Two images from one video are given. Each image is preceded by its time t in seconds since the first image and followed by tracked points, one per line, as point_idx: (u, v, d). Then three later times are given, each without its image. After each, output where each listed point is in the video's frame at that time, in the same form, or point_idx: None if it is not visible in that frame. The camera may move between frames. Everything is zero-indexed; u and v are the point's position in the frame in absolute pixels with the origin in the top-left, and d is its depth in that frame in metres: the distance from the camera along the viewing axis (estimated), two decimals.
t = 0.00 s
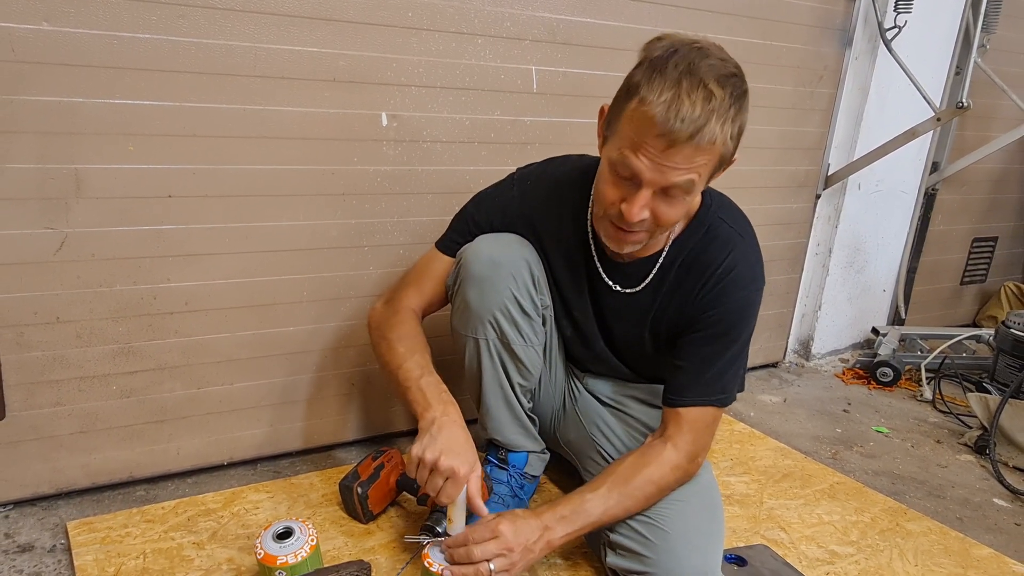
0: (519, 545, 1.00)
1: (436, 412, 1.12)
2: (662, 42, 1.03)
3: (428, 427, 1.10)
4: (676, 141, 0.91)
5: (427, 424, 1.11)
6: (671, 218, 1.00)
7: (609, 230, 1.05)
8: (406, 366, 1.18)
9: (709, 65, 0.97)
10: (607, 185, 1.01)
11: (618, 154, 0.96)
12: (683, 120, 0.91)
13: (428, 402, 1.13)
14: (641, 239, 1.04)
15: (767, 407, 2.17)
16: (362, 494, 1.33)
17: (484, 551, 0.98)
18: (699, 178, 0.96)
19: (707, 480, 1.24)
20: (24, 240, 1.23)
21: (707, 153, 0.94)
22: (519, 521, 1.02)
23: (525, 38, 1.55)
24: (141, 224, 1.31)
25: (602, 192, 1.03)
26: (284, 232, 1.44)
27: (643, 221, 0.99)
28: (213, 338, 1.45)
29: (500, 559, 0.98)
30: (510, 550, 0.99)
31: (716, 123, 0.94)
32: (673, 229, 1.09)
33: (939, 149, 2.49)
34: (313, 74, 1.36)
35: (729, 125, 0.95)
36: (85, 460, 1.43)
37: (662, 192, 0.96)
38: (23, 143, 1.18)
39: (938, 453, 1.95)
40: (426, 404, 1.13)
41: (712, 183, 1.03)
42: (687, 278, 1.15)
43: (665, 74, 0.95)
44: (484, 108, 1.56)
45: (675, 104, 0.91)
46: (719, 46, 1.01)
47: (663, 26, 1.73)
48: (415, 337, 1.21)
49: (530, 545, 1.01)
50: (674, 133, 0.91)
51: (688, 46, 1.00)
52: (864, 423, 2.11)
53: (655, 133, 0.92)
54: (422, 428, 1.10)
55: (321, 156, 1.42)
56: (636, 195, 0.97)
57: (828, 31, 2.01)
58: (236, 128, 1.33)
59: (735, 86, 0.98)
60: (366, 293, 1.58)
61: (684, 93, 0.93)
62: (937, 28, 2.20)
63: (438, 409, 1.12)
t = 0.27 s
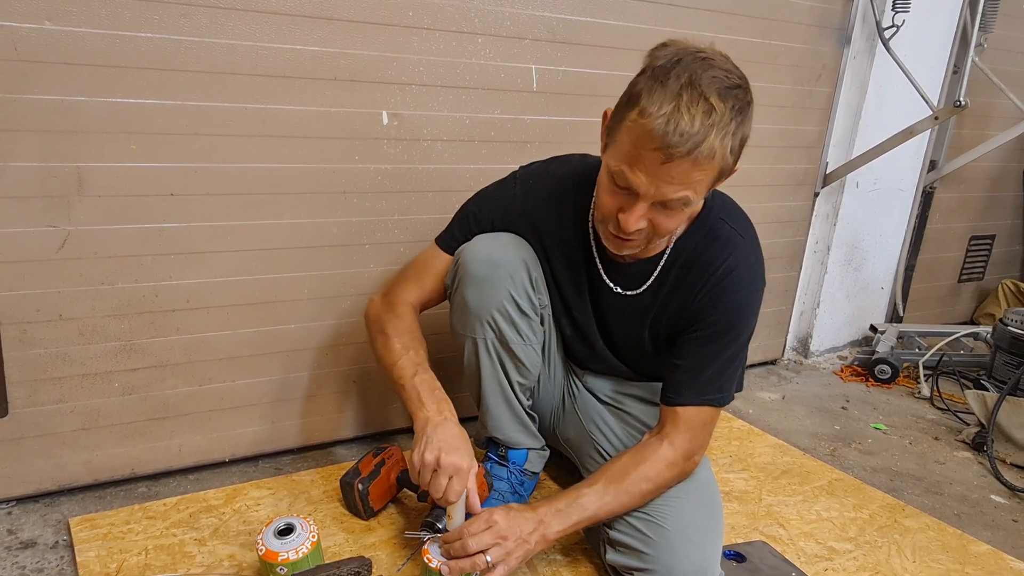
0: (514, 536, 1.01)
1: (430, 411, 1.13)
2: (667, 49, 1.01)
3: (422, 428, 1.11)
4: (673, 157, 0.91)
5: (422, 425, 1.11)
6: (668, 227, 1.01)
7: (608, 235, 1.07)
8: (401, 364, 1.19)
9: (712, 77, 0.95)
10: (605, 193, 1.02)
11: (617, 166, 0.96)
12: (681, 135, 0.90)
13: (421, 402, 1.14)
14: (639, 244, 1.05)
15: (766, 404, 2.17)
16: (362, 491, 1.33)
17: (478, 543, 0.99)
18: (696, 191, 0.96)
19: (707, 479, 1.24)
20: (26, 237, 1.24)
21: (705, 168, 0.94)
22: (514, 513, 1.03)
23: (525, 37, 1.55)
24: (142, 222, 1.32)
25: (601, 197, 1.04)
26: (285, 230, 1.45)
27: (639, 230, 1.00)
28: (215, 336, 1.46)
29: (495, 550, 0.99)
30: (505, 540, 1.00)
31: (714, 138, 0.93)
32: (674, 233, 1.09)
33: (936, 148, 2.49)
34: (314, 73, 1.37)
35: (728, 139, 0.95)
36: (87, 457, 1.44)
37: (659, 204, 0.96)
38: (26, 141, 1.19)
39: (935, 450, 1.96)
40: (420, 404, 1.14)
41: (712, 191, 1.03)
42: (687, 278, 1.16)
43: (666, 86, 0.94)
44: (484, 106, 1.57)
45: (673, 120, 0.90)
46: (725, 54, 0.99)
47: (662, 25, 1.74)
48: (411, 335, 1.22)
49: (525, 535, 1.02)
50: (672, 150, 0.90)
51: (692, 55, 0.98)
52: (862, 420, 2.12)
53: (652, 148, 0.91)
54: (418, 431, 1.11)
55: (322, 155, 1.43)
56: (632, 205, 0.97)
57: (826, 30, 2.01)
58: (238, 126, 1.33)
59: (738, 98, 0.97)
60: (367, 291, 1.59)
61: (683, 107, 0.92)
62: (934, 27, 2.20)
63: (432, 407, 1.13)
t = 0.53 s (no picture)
0: (513, 531, 1.01)
1: (424, 411, 1.13)
2: (670, 49, 1.02)
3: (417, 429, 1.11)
4: (675, 156, 0.91)
5: (418, 430, 1.11)
6: (669, 227, 1.01)
7: (609, 235, 1.07)
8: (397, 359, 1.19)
9: (714, 78, 0.96)
10: (607, 192, 1.02)
11: (619, 165, 0.97)
12: (683, 135, 0.91)
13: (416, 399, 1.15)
14: (639, 244, 1.06)
15: (765, 400, 2.18)
16: (363, 487, 1.34)
17: (477, 538, 1.00)
18: (697, 191, 0.96)
19: (706, 477, 1.25)
20: (28, 235, 1.25)
21: (706, 168, 0.94)
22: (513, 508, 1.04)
23: (525, 36, 1.56)
24: (144, 220, 1.32)
25: (602, 197, 1.05)
26: (286, 228, 1.45)
27: (640, 230, 1.00)
28: (216, 333, 1.46)
29: (494, 545, 1.00)
30: (503, 534, 1.01)
31: (716, 138, 0.93)
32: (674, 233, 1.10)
33: (934, 145, 2.50)
34: (315, 72, 1.37)
35: (730, 139, 0.95)
36: (89, 454, 1.44)
37: (660, 204, 0.97)
38: (28, 139, 1.20)
39: (933, 447, 1.97)
40: (414, 401, 1.14)
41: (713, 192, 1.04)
42: (686, 276, 1.16)
43: (669, 86, 0.95)
44: (484, 105, 1.57)
45: (676, 120, 0.91)
46: (727, 55, 0.99)
47: (662, 24, 1.74)
48: (407, 330, 1.22)
49: (523, 530, 1.02)
50: (673, 149, 0.91)
51: (694, 56, 0.99)
52: (860, 417, 2.13)
53: (654, 148, 0.92)
54: (415, 436, 1.10)
55: (323, 153, 1.44)
56: (634, 205, 0.98)
57: (825, 29, 2.01)
58: (239, 125, 1.34)
59: (740, 99, 0.97)
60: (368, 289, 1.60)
61: (685, 107, 0.92)
62: (932, 26, 2.20)
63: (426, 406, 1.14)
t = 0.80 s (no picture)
0: (513, 528, 1.02)
1: (422, 409, 1.13)
2: (669, 46, 1.02)
3: (416, 428, 1.11)
4: (674, 151, 0.92)
5: (418, 430, 1.11)
6: (667, 222, 1.02)
7: (608, 229, 1.08)
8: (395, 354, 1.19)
9: (713, 74, 0.97)
10: (606, 186, 1.03)
11: (618, 160, 0.97)
12: (682, 130, 0.91)
13: (415, 395, 1.14)
14: (639, 239, 1.06)
15: (763, 397, 2.19)
16: (364, 484, 1.35)
17: (477, 536, 1.01)
18: (696, 186, 0.97)
19: (706, 475, 1.25)
20: (31, 234, 1.25)
21: (705, 163, 0.95)
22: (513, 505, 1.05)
23: (525, 35, 1.56)
24: (146, 218, 1.33)
25: (602, 192, 1.05)
26: (287, 226, 1.46)
27: (639, 224, 1.01)
28: (217, 331, 1.47)
29: (494, 542, 1.01)
30: (504, 532, 1.01)
31: (715, 133, 0.94)
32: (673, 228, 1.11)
33: (932, 144, 2.50)
34: (316, 71, 1.38)
35: (728, 134, 0.96)
36: (91, 451, 1.45)
37: (659, 198, 0.98)
38: (30, 138, 1.20)
39: (931, 444, 1.98)
40: (413, 399, 1.14)
41: (712, 187, 1.04)
42: (686, 273, 1.17)
43: (668, 82, 0.95)
44: (484, 104, 1.58)
45: (675, 115, 0.91)
46: (726, 52, 1.00)
47: (661, 23, 1.75)
48: (404, 324, 1.21)
49: (523, 527, 1.03)
50: (673, 144, 0.91)
51: (693, 53, 0.99)
52: (858, 414, 2.13)
53: (653, 142, 0.92)
54: (415, 437, 1.11)
55: (324, 152, 1.44)
56: (633, 199, 0.99)
57: (824, 28, 2.02)
58: (240, 123, 1.34)
59: (738, 95, 0.98)
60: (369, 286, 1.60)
61: (685, 102, 0.93)
62: (930, 25, 2.21)
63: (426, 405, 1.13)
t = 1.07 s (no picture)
0: (518, 534, 1.03)
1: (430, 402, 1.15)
2: (668, 46, 1.03)
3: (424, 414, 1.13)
4: (673, 150, 0.92)
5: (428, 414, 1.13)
6: (667, 221, 1.02)
7: (608, 229, 1.08)
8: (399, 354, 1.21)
9: (712, 73, 0.97)
10: (606, 186, 1.03)
11: (618, 159, 0.98)
12: (681, 129, 0.92)
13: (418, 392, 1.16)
14: (638, 238, 1.07)
15: (762, 395, 2.20)
16: (365, 481, 1.36)
17: (480, 538, 1.02)
18: (696, 185, 0.97)
19: (704, 470, 1.26)
20: (34, 232, 1.26)
21: (704, 162, 0.95)
22: (518, 509, 1.05)
23: (525, 34, 1.57)
24: (148, 216, 1.34)
25: (601, 191, 1.06)
26: (288, 224, 1.47)
27: (639, 223, 1.01)
28: (218, 329, 1.48)
29: (499, 548, 1.02)
30: (509, 539, 1.02)
31: (714, 132, 0.94)
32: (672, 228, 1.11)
33: (929, 142, 2.51)
34: (317, 70, 1.38)
35: (727, 134, 0.96)
36: (94, 448, 1.46)
37: (659, 197, 0.98)
38: (33, 136, 1.21)
39: (929, 441, 1.99)
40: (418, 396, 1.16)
41: (711, 186, 1.05)
42: (685, 271, 1.18)
43: (667, 81, 0.96)
44: (484, 102, 1.58)
45: (674, 114, 0.92)
46: (724, 52, 1.01)
47: (661, 22, 1.75)
48: (410, 325, 1.23)
49: (528, 532, 1.04)
50: (672, 143, 0.92)
51: (692, 53, 1.00)
52: (856, 411, 2.14)
53: (653, 141, 0.93)
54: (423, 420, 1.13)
55: (325, 150, 1.45)
56: (633, 199, 0.99)
57: (823, 27, 2.02)
58: (242, 122, 1.35)
59: (737, 94, 0.99)
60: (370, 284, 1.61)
61: (684, 102, 0.94)
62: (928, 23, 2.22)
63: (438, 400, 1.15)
